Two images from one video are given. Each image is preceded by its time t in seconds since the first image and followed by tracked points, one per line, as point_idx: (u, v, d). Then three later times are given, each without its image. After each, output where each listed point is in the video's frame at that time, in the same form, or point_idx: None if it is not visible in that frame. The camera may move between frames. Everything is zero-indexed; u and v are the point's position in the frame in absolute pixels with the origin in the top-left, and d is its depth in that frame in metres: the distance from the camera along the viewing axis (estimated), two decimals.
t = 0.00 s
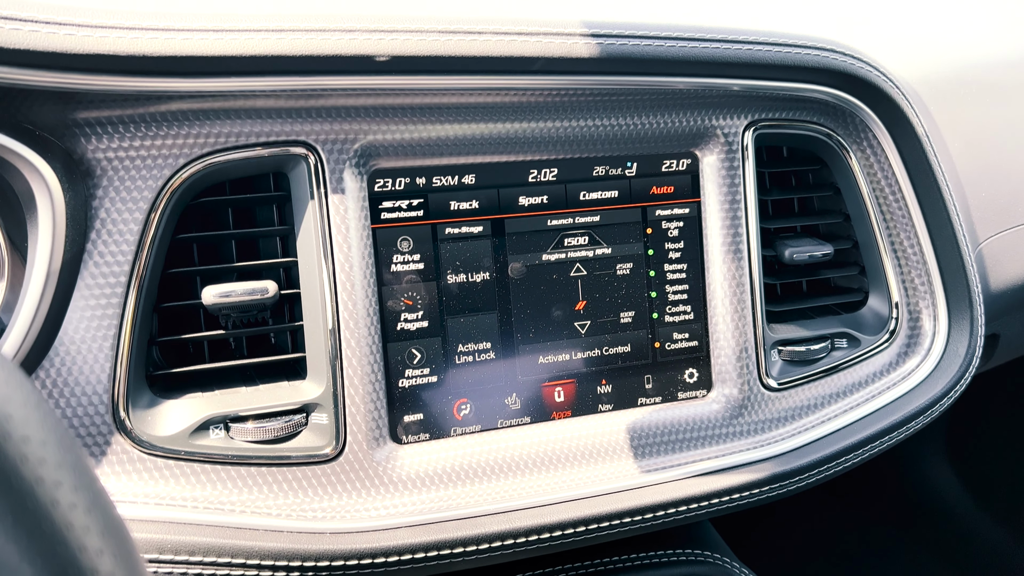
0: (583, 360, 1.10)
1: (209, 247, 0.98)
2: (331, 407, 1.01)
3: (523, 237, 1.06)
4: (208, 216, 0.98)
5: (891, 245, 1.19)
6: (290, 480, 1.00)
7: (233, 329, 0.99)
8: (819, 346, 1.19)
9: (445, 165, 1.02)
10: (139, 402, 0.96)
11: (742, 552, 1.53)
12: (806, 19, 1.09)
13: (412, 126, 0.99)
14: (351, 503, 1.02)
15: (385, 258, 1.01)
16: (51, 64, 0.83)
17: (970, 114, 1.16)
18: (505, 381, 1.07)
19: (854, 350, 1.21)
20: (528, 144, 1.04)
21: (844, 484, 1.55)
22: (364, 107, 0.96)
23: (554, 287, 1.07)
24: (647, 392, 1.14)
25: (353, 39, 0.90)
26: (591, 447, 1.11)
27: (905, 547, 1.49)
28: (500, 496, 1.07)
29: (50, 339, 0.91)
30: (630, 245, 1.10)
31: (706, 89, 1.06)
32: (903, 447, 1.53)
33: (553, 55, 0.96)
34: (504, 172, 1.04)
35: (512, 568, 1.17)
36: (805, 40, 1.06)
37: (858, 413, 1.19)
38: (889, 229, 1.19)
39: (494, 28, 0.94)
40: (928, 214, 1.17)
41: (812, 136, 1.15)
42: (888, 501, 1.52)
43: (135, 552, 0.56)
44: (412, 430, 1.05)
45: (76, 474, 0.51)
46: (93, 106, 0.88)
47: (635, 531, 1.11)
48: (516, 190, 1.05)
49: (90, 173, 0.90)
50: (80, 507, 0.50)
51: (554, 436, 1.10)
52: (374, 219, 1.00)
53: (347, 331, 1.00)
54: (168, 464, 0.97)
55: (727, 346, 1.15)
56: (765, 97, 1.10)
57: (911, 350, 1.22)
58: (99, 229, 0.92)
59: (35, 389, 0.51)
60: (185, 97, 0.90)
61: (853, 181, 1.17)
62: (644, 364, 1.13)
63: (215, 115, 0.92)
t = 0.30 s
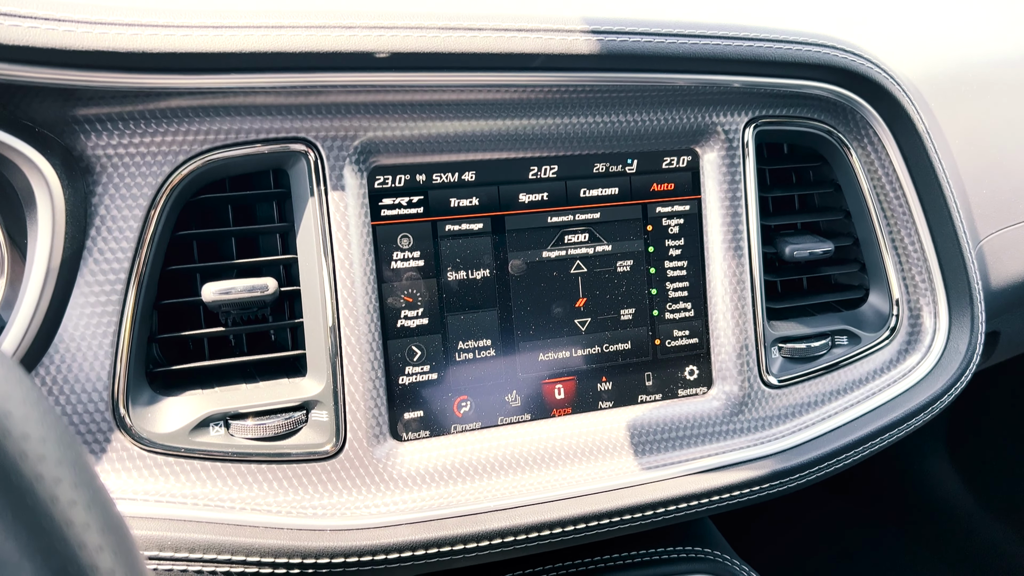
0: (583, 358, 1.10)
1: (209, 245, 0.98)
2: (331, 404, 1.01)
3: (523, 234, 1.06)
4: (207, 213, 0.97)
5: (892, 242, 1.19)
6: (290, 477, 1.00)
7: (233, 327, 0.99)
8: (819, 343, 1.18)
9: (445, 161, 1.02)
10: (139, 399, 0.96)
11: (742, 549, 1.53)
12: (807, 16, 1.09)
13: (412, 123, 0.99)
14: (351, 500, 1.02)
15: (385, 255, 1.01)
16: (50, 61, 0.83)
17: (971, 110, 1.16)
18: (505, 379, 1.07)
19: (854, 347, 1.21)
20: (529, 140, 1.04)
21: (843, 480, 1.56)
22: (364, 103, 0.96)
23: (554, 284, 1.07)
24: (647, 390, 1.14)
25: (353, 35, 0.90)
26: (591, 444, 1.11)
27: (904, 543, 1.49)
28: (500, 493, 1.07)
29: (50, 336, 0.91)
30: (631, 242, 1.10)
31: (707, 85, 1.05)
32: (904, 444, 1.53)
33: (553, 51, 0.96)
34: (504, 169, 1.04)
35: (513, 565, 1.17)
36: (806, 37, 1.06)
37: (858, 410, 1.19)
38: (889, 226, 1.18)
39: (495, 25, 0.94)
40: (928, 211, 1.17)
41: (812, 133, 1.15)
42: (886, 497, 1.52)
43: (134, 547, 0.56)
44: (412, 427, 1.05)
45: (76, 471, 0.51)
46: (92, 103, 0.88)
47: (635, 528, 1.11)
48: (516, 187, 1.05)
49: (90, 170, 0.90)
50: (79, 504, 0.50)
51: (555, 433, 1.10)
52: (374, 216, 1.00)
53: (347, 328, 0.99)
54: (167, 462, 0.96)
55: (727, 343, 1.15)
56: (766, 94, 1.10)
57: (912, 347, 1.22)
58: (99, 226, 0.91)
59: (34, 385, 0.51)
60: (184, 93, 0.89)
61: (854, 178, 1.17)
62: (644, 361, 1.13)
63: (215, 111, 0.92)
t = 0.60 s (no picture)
0: (584, 355, 1.10)
1: (209, 242, 0.98)
2: (331, 402, 1.01)
3: (524, 232, 1.05)
4: (207, 211, 0.97)
5: (892, 240, 1.19)
6: (290, 474, 1.00)
7: (233, 324, 0.99)
8: (819, 340, 1.18)
9: (445, 159, 1.02)
10: (139, 397, 0.96)
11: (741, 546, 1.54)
12: (807, 13, 1.09)
13: (412, 120, 0.99)
14: (351, 498, 1.02)
15: (385, 253, 1.01)
16: (49, 58, 0.82)
17: (971, 108, 1.16)
18: (505, 376, 1.07)
19: (854, 344, 1.21)
20: (528, 138, 1.04)
21: (843, 478, 1.56)
22: (364, 101, 0.96)
23: (554, 282, 1.07)
24: (647, 387, 1.14)
25: (353, 33, 0.89)
26: (591, 442, 1.11)
27: (903, 540, 1.49)
28: (500, 491, 1.07)
29: (50, 334, 0.91)
30: (631, 240, 1.10)
31: (707, 83, 1.05)
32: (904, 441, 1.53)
33: (553, 48, 0.95)
34: (504, 166, 1.04)
35: (512, 562, 1.17)
36: (806, 34, 1.06)
37: (858, 407, 1.19)
38: (889, 223, 1.18)
39: (494, 22, 0.94)
40: (928, 209, 1.17)
41: (812, 131, 1.15)
42: (887, 495, 1.52)
43: (134, 544, 0.56)
44: (411, 425, 1.05)
45: (75, 468, 0.51)
46: (92, 100, 0.88)
47: (635, 525, 1.11)
48: (516, 185, 1.05)
49: (89, 168, 0.90)
50: (77, 501, 0.50)
51: (555, 430, 1.10)
52: (374, 213, 1.00)
53: (347, 326, 0.99)
54: (167, 459, 0.96)
55: (727, 341, 1.15)
56: (766, 91, 1.10)
57: (912, 344, 1.22)
58: (98, 224, 0.91)
59: (32, 383, 0.51)
60: (183, 91, 0.89)
61: (854, 175, 1.17)
62: (644, 358, 1.13)
63: (214, 109, 0.92)
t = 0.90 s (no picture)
0: (584, 353, 1.10)
1: (209, 240, 0.98)
2: (331, 399, 1.01)
3: (523, 229, 1.05)
4: (207, 209, 0.97)
5: (892, 238, 1.19)
6: (290, 472, 1.00)
7: (232, 322, 0.99)
8: (819, 338, 1.18)
9: (445, 157, 1.02)
10: (138, 394, 0.96)
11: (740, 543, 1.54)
12: (807, 10, 1.09)
13: (412, 118, 0.99)
14: (351, 496, 1.02)
15: (385, 250, 1.01)
16: (48, 56, 0.82)
17: (972, 105, 1.16)
18: (505, 374, 1.07)
19: (854, 342, 1.21)
20: (528, 135, 1.04)
21: (843, 476, 1.56)
22: (363, 98, 0.96)
23: (553, 280, 1.07)
24: (647, 385, 1.14)
25: (353, 30, 0.89)
26: (590, 439, 1.11)
27: (903, 537, 1.49)
28: (500, 489, 1.07)
29: (49, 331, 0.91)
30: (630, 238, 1.10)
31: (707, 81, 1.05)
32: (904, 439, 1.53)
33: (552, 46, 0.95)
34: (503, 164, 1.04)
35: (512, 560, 1.18)
36: (806, 32, 1.05)
37: (858, 405, 1.19)
38: (889, 221, 1.18)
39: (494, 19, 0.94)
40: (928, 207, 1.17)
41: (812, 128, 1.15)
42: (886, 492, 1.52)
43: (134, 541, 0.55)
44: (411, 423, 1.05)
45: (74, 466, 0.51)
46: (91, 98, 0.88)
47: (634, 523, 1.11)
48: (516, 182, 1.05)
49: (88, 165, 0.90)
50: (77, 499, 0.50)
51: (555, 428, 1.10)
52: (373, 211, 1.00)
53: (347, 324, 0.99)
54: (167, 457, 0.96)
55: (727, 338, 1.15)
56: (766, 89, 1.10)
57: (912, 342, 1.22)
58: (97, 221, 0.91)
59: (31, 381, 0.51)
60: (183, 88, 0.89)
61: (854, 173, 1.17)
62: (644, 356, 1.13)
63: (213, 106, 0.92)
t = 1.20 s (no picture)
0: (584, 351, 1.10)
1: (208, 237, 0.98)
2: (331, 397, 1.00)
3: (523, 226, 1.05)
4: (207, 206, 0.97)
5: (892, 235, 1.19)
6: (290, 470, 1.00)
7: (232, 319, 0.99)
8: (819, 336, 1.18)
9: (445, 154, 1.01)
10: (138, 392, 0.95)
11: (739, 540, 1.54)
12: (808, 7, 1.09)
13: (412, 115, 0.98)
14: (350, 493, 1.02)
15: (384, 248, 1.01)
16: (48, 53, 0.82)
17: (972, 103, 1.16)
18: (505, 371, 1.07)
19: (854, 340, 1.21)
20: (528, 132, 1.03)
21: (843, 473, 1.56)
22: (363, 96, 0.96)
23: (554, 277, 1.07)
24: (647, 382, 1.14)
25: (352, 27, 0.89)
26: (590, 437, 1.11)
27: (902, 534, 1.50)
28: (500, 486, 1.07)
29: (49, 329, 0.91)
30: (630, 235, 1.10)
31: (707, 78, 1.05)
32: (904, 436, 1.53)
33: (552, 43, 0.95)
34: (503, 161, 1.04)
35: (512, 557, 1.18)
36: (807, 29, 1.05)
37: (858, 403, 1.19)
38: (889, 219, 1.18)
39: (494, 17, 0.94)
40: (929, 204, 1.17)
41: (812, 126, 1.15)
42: (886, 490, 1.53)
43: (133, 539, 0.55)
44: (411, 420, 1.05)
45: (74, 463, 0.51)
46: (90, 95, 0.88)
47: (634, 520, 1.11)
48: (516, 180, 1.05)
49: (87, 163, 0.90)
50: (77, 496, 0.50)
51: (555, 426, 1.10)
52: (373, 209, 1.00)
53: (346, 321, 0.99)
54: (167, 455, 0.96)
55: (727, 336, 1.15)
56: (766, 87, 1.10)
57: (912, 340, 1.22)
58: (97, 219, 0.91)
59: (31, 378, 0.51)
60: (182, 86, 0.89)
61: (854, 170, 1.17)
62: (644, 354, 1.13)
63: (213, 104, 0.92)
